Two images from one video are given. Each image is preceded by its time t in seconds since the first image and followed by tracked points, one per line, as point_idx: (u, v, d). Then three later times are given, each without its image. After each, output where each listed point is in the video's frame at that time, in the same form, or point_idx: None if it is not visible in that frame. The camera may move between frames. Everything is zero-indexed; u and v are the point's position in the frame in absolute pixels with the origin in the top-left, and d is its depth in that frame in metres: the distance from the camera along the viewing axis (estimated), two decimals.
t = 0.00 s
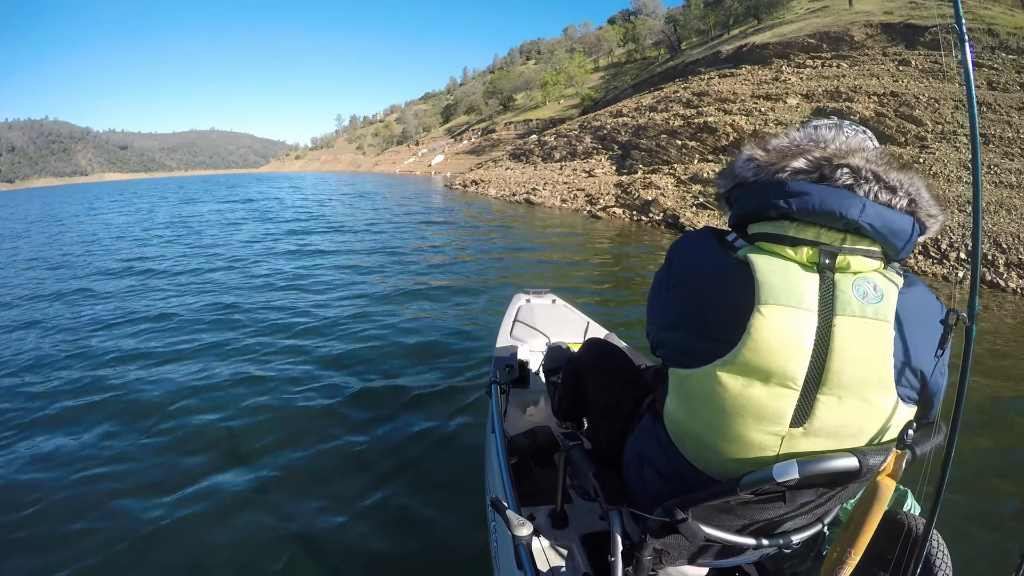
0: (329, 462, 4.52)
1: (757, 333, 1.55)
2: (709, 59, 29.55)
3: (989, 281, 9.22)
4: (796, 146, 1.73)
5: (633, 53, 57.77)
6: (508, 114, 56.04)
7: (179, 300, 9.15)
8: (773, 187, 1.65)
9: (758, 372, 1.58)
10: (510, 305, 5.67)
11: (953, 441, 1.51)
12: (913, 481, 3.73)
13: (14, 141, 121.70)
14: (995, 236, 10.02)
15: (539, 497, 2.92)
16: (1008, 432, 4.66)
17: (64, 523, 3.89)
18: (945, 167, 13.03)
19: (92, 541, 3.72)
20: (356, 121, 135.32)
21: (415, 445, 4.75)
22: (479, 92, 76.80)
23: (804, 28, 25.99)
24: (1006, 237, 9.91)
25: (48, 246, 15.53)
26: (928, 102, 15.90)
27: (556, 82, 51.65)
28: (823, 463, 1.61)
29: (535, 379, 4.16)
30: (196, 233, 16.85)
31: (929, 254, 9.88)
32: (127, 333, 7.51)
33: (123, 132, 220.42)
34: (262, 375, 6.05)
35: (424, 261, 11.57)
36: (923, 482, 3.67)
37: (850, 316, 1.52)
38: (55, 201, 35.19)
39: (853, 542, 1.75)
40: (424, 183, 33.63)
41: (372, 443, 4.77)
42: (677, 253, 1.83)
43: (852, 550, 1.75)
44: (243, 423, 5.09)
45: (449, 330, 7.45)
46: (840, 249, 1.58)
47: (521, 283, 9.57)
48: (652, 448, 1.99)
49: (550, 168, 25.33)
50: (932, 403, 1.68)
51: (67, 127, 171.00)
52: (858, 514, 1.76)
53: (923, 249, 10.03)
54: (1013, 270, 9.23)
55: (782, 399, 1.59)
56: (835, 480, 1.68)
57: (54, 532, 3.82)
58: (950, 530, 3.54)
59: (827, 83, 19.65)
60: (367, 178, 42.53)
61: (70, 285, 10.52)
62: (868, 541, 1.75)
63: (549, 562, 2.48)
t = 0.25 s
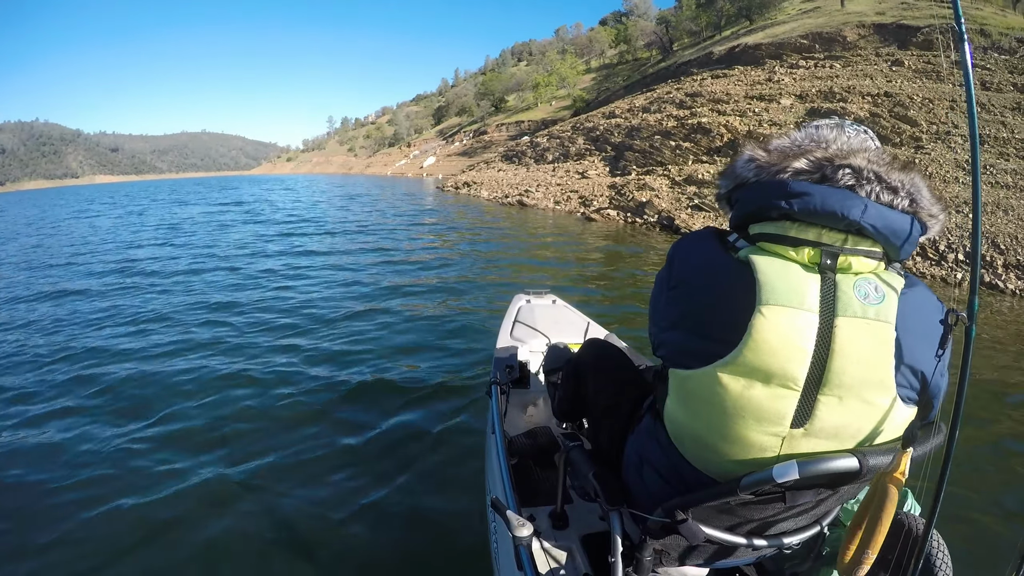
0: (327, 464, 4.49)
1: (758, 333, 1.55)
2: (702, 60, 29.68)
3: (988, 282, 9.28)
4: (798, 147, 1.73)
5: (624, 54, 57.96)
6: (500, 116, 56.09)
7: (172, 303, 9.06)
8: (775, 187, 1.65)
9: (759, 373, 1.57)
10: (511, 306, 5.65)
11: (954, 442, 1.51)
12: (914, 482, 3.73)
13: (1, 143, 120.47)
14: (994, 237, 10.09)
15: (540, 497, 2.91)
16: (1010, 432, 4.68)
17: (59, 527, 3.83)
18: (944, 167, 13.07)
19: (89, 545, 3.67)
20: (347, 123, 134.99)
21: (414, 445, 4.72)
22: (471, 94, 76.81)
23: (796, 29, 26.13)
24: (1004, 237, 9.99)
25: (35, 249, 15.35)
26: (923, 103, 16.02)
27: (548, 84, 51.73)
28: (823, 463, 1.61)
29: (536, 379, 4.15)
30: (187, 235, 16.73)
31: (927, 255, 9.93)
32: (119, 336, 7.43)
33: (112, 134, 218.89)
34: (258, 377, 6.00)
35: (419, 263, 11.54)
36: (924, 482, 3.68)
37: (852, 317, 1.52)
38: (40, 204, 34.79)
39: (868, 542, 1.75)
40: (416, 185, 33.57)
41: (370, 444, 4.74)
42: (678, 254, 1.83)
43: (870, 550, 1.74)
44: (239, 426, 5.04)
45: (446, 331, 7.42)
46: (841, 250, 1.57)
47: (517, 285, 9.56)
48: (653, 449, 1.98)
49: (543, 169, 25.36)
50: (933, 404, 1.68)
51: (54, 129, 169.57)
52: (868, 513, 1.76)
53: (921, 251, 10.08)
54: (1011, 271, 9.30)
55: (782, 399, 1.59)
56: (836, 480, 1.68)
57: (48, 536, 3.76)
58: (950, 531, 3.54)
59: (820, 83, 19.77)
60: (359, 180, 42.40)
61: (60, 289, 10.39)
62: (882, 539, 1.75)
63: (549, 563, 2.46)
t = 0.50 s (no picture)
0: (325, 465, 4.44)
1: (757, 333, 1.55)
2: (694, 62, 29.82)
3: (987, 284, 9.35)
4: (796, 147, 1.73)
5: (616, 56, 58.16)
6: (492, 118, 56.17)
7: (164, 304, 8.97)
8: (774, 188, 1.65)
9: (757, 373, 1.58)
10: (511, 306, 5.64)
11: (954, 442, 1.51)
12: (914, 483, 3.74)
13: None
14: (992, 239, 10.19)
15: (540, 497, 2.90)
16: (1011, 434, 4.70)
17: (54, 531, 3.77)
18: (942, 169, 13.18)
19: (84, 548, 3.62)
20: (339, 124, 134.69)
21: (412, 446, 4.69)
22: (464, 96, 76.79)
23: (789, 31, 26.30)
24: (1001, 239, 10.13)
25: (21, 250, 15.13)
26: (917, 104, 16.17)
27: (540, 85, 51.83)
28: (823, 464, 1.61)
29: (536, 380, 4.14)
30: (176, 237, 16.58)
31: (925, 257, 9.97)
32: (111, 337, 7.33)
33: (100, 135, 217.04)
34: (253, 378, 5.94)
35: (414, 264, 11.49)
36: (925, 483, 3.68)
37: (850, 318, 1.52)
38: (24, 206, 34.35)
39: (861, 551, 1.78)
40: (408, 186, 33.50)
41: (368, 445, 4.70)
42: (676, 255, 1.83)
43: (861, 559, 1.78)
44: (235, 427, 4.99)
45: (442, 331, 7.39)
46: (840, 249, 1.57)
47: (513, 285, 9.54)
48: (652, 449, 1.98)
49: (535, 171, 25.38)
50: (932, 404, 1.68)
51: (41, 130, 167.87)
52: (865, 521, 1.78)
53: (919, 253, 10.14)
54: (1009, 273, 9.39)
55: (781, 399, 1.59)
56: (836, 481, 1.67)
57: (42, 540, 3.69)
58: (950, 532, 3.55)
59: (814, 85, 19.91)
60: (351, 182, 42.26)
61: (49, 290, 10.26)
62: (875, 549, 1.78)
63: (549, 563, 2.46)
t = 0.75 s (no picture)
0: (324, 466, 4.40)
1: (758, 334, 1.54)
2: (686, 61, 29.91)
3: (985, 284, 9.43)
4: (797, 147, 1.73)
5: (608, 56, 58.26)
6: (483, 118, 56.09)
7: (157, 304, 8.87)
8: (774, 189, 1.65)
9: (758, 374, 1.57)
10: (510, 307, 5.62)
11: (953, 442, 1.51)
12: (913, 483, 3.74)
13: None
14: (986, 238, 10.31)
15: (539, 497, 2.89)
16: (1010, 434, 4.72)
17: (49, 536, 3.71)
18: (939, 168, 13.29)
19: (80, 553, 3.55)
20: (329, 124, 134.09)
21: (411, 446, 4.66)
22: (455, 95, 76.66)
23: (781, 30, 26.43)
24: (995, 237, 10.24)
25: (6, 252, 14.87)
26: (911, 103, 16.34)
27: (532, 85, 51.83)
28: (823, 463, 1.60)
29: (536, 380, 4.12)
30: (165, 237, 16.39)
31: (922, 256, 10.03)
32: (102, 339, 7.23)
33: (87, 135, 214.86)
34: (249, 380, 5.89)
35: (408, 264, 11.45)
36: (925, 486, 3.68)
37: (851, 319, 1.52)
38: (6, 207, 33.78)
39: (848, 548, 1.75)
40: (400, 186, 33.39)
41: (366, 446, 4.66)
42: (676, 254, 1.83)
43: (847, 557, 1.75)
44: (232, 428, 4.94)
45: (438, 331, 7.36)
46: (840, 250, 1.57)
47: (509, 285, 9.52)
48: (651, 449, 1.98)
49: (527, 171, 25.36)
50: (932, 404, 1.68)
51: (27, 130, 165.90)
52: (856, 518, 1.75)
53: (917, 252, 10.20)
54: (1007, 273, 9.47)
55: (782, 400, 1.59)
56: (836, 480, 1.67)
57: (38, 545, 3.62)
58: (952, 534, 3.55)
59: (808, 84, 20.02)
60: (342, 182, 42.05)
61: (38, 291, 10.11)
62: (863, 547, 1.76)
63: (549, 562, 2.45)
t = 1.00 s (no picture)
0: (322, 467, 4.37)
1: (760, 334, 1.53)
2: (678, 58, 29.94)
3: (984, 281, 9.50)
4: (799, 146, 1.72)
5: (599, 53, 58.27)
6: (473, 116, 55.98)
7: (148, 305, 8.76)
8: (778, 188, 1.64)
9: (760, 375, 1.56)
10: (510, 306, 5.60)
11: (955, 443, 1.51)
12: (914, 482, 3.73)
13: None
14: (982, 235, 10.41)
15: (538, 497, 2.87)
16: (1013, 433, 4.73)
17: (46, 542, 3.65)
18: (934, 165, 13.38)
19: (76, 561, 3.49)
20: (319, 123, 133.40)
21: (410, 446, 4.63)
22: (446, 94, 76.45)
23: (773, 27, 26.51)
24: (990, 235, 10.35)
25: None
26: (905, 100, 16.52)
27: (523, 83, 51.77)
28: (824, 463, 1.59)
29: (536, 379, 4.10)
30: (154, 238, 16.20)
31: (921, 254, 10.07)
32: (93, 342, 7.12)
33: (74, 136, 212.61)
34: (245, 381, 5.83)
35: (401, 263, 11.40)
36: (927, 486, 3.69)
37: (853, 319, 1.51)
38: None
39: (860, 542, 1.78)
40: (391, 185, 33.24)
41: (365, 447, 4.62)
42: (677, 253, 1.81)
43: (861, 550, 1.78)
44: (228, 430, 4.89)
45: (434, 330, 7.32)
46: (843, 250, 1.56)
47: (504, 284, 9.49)
48: (652, 449, 1.97)
49: (520, 169, 25.32)
50: (933, 404, 1.68)
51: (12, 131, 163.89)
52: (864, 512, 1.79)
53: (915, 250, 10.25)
54: (1005, 271, 9.53)
55: (784, 401, 1.58)
56: (838, 480, 1.67)
57: (32, 553, 3.56)
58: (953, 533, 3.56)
59: (800, 81, 20.11)
60: (333, 182, 41.81)
61: (26, 293, 9.97)
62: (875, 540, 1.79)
63: (549, 562, 2.43)
